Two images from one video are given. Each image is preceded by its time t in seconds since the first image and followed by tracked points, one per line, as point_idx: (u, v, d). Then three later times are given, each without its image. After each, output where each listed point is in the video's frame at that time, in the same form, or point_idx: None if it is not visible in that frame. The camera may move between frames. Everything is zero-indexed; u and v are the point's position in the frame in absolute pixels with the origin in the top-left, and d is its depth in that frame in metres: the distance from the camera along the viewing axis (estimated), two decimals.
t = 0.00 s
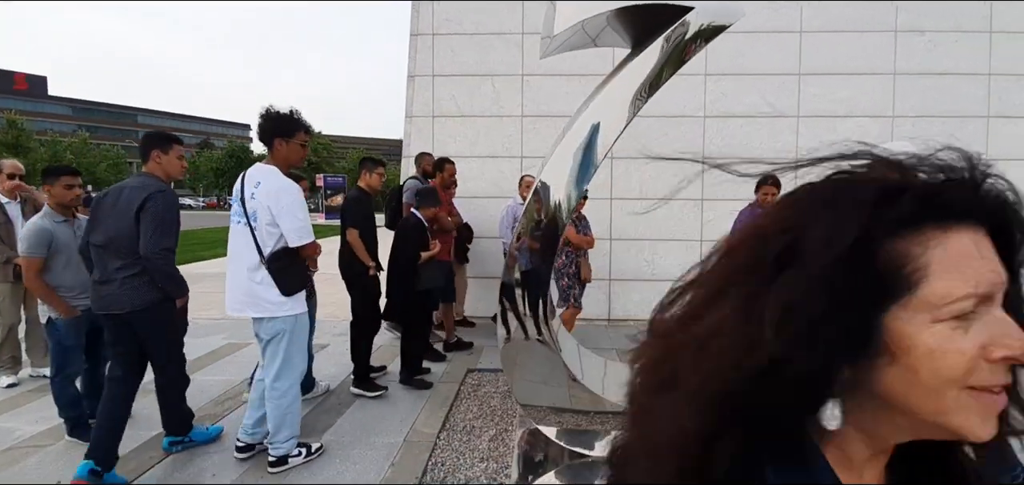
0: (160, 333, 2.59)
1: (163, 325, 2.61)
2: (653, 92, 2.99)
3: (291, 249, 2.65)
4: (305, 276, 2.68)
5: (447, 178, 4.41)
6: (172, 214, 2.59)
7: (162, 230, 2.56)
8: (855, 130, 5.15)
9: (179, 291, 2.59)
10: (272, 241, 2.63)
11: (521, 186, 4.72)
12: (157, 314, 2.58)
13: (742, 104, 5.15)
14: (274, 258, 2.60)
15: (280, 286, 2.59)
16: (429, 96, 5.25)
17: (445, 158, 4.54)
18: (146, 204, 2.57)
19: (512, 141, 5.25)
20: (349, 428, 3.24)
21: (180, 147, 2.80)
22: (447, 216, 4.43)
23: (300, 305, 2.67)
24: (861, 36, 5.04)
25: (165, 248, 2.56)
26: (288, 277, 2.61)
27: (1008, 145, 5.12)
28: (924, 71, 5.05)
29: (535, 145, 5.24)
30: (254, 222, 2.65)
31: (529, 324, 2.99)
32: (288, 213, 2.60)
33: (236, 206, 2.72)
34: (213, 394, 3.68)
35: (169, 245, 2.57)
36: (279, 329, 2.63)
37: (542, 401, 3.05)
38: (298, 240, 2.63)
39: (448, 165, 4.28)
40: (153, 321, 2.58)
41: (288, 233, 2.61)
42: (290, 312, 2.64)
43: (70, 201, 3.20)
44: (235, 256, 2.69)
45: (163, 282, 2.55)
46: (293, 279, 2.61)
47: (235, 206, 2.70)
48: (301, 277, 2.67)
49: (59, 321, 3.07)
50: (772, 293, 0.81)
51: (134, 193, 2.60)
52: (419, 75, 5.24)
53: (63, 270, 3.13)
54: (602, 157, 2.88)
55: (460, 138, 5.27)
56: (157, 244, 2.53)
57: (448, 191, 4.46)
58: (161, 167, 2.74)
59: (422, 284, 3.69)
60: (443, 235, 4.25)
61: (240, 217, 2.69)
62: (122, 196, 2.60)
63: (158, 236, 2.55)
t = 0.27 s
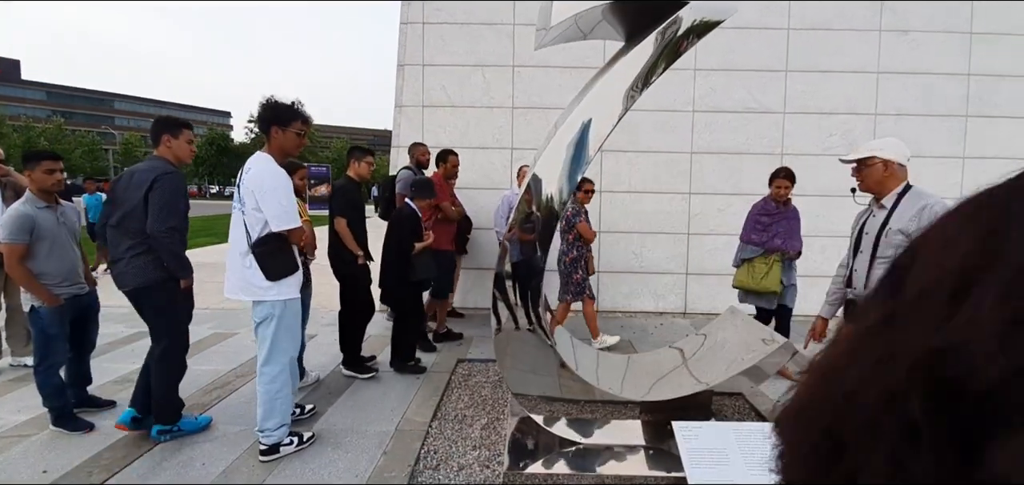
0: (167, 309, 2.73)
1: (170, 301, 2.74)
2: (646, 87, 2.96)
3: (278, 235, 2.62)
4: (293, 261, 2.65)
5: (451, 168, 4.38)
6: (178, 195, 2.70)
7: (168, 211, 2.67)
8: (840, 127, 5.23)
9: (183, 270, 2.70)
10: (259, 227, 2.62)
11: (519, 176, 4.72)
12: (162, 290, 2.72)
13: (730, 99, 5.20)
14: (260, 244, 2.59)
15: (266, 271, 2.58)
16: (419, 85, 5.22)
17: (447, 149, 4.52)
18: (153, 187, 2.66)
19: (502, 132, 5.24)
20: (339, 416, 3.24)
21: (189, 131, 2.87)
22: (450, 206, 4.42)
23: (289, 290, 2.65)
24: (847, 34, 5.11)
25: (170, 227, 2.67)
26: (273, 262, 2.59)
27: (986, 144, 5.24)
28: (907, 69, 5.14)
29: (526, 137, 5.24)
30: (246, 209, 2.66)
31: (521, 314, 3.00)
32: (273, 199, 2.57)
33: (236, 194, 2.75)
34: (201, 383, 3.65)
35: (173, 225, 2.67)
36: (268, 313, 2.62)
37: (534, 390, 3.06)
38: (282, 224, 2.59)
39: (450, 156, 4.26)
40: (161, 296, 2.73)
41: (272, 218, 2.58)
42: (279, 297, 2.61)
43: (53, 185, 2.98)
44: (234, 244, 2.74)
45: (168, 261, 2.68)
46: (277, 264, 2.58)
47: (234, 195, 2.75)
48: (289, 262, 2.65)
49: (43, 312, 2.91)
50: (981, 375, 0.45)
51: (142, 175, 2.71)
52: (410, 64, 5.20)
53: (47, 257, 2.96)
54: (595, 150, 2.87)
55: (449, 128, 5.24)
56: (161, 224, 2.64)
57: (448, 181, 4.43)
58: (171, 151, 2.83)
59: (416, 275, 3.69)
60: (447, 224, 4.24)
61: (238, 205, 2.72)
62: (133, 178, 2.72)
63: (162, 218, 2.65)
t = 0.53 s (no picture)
0: (172, 303, 2.78)
1: (177, 296, 2.80)
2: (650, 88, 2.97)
3: (275, 229, 2.63)
4: (292, 255, 2.65)
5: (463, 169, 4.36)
6: (179, 191, 2.76)
7: (170, 206, 2.74)
8: (839, 130, 5.24)
9: (184, 263, 2.75)
10: (258, 224, 2.65)
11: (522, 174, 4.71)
12: (167, 285, 2.77)
13: (730, 102, 5.21)
14: (258, 240, 2.61)
15: (265, 266, 2.60)
16: (420, 84, 5.21)
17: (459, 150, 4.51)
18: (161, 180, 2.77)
19: (503, 132, 5.24)
20: (338, 415, 3.24)
21: (207, 132, 3.01)
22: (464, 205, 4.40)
23: (290, 285, 2.66)
24: (848, 37, 5.12)
25: (170, 222, 2.72)
26: (270, 257, 2.60)
27: (984, 149, 5.28)
28: (908, 74, 5.17)
29: (526, 137, 5.24)
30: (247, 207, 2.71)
31: (520, 315, 3.01)
32: (264, 195, 2.59)
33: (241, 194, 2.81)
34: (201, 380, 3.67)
35: (173, 220, 2.73)
36: (270, 306, 2.65)
37: (530, 388, 3.05)
38: (278, 219, 2.59)
39: (461, 155, 4.25)
40: (167, 291, 2.78)
41: (267, 214, 2.59)
42: (279, 291, 2.64)
43: (50, 181, 2.96)
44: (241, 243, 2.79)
45: (170, 255, 2.73)
46: (275, 258, 2.60)
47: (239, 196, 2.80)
48: (288, 256, 2.66)
49: (40, 309, 2.89)
50: None
51: (157, 171, 2.84)
52: (411, 63, 5.19)
53: (44, 254, 2.95)
54: (595, 152, 2.87)
55: (450, 128, 5.24)
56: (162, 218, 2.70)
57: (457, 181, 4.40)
58: (190, 150, 2.95)
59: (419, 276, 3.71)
60: (455, 223, 4.23)
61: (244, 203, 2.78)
62: (152, 175, 2.88)
63: (166, 208, 2.73)
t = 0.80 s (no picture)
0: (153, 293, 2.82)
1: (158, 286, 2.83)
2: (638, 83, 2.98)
3: (252, 221, 2.70)
4: (268, 247, 2.68)
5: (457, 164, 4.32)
6: (151, 180, 2.77)
7: (144, 195, 2.77)
8: (824, 129, 5.28)
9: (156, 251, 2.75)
10: (237, 217, 2.74)
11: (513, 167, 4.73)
12: (148, 274, 2.81)
13: (717, 100, 5.23)
14: (235, 231, 2.68)
15: (240, 257, 2.67)
16: (407, 79, 5.16)
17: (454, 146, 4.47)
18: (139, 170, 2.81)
19: (490, 128, 5.21)
20: (323, 413, 3.21)
21: (198, 125, 2.96)
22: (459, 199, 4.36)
23: (269, 279, 2.70)
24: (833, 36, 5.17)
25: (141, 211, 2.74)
26: (246, 249, 2.66)
27: (964, 149, 5.37)
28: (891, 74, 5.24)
29: (514, 133, 5.22)
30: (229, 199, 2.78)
31: (507, 311, 2.99)
32: (241, 184, 2.67)
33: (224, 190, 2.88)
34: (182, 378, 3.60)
35: (144, 209, 2.75)
36: (250, 299, 2.70)
37: (517, 384, 3.04)
38: (252, 209, 2.66)
39: (457, 150, 4.24)
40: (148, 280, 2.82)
41: (243, 205, 2.67)
42: (255, 283, 2.69)
43: (23, 175, 2.88)
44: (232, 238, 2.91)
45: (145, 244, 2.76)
46: (250, 250, 2.64)
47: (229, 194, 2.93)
48: (263, 248, 2.68)
49: (14, 305, 2.82)
50: None
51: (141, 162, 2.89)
52: (398, 57, 5.14)
53: (18, 250, 2.87)
54: (582, 148, 2.86)
55: (438, 123, 5.20)
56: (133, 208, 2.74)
57: (451, 177, 4.39)
58: (180, 143, 2.92)
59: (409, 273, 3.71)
60: (452, 218, 4.23)
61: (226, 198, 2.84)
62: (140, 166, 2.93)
63: (142, 197, 2.76)
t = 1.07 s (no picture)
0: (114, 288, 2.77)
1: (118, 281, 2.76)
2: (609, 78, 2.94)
3: (215, 216, 2.64)
4: (230, 243, 2.62)
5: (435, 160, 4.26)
6: (100, 175, 2.69)
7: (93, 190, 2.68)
8: (794, 125, 5.35)
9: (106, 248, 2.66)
10: (200, 212, 2.68)
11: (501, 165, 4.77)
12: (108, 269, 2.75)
13: (691, 95, 5.26)
14: (197, 227, 2.62)
15: (202, 253, 2.61)
16: (380, 73, 5.08)
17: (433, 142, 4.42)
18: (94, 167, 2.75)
19: (465, 123, 5.16)
20: (294, 414, 3.14)
21: (161, 118, 2.84)
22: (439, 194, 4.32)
23: (234, 275, 2.64)
24: (802, 33, 5.25)
25: (89, 208, 2.66)
26: (209, 244, 2.60)
27: (928, 144, 5.51)
28: (859, 70, 5.34)
29: (489, 129, 5.18)
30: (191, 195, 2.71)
31: (482, 308, 2.96)
32: (205, 177, 2.62)
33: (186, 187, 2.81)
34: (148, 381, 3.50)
35: (92, 205, 2.66)
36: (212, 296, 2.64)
37: (493, 382, 3.01)
38: (215, 204, 2.63)
39: (434, 146, 4.18)
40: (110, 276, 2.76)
41: (206, 201, 2.64)
42: (218, 280, 2.63)
43: None
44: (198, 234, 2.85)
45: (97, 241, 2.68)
46: (212, 245, 2.58)
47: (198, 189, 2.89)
48: (225, 243, 2.62)
49: None
50: None
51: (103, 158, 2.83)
52: (370, 50, 5.06)
53: None
54: (556, 142, 2.83)
55: (411, 118, 5.13)
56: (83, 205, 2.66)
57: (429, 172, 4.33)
58: (143, 138, 2.83)
59: (393, 268, 3.70)
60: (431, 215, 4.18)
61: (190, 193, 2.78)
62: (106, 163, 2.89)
63: (92, 194, 2.68)
